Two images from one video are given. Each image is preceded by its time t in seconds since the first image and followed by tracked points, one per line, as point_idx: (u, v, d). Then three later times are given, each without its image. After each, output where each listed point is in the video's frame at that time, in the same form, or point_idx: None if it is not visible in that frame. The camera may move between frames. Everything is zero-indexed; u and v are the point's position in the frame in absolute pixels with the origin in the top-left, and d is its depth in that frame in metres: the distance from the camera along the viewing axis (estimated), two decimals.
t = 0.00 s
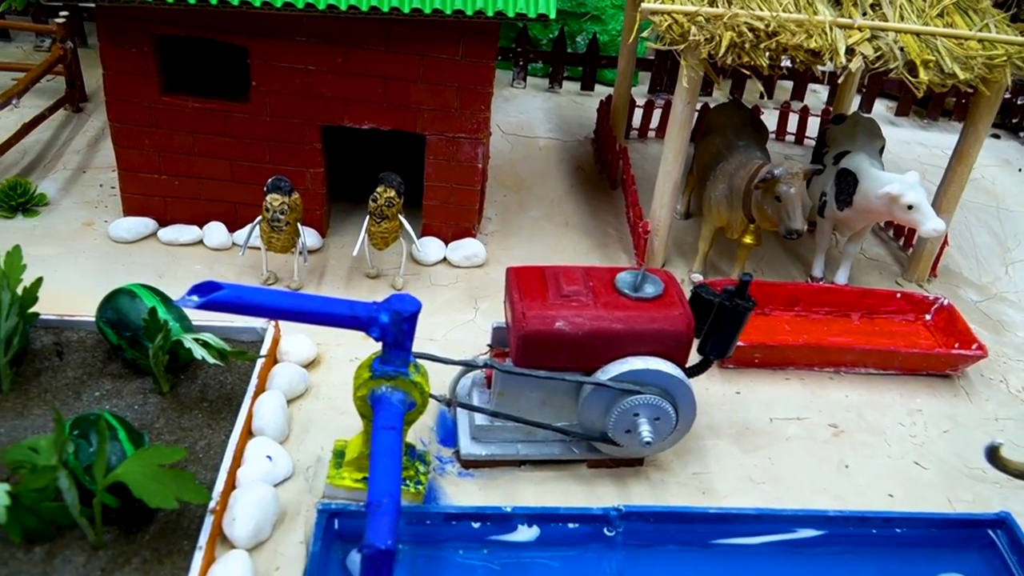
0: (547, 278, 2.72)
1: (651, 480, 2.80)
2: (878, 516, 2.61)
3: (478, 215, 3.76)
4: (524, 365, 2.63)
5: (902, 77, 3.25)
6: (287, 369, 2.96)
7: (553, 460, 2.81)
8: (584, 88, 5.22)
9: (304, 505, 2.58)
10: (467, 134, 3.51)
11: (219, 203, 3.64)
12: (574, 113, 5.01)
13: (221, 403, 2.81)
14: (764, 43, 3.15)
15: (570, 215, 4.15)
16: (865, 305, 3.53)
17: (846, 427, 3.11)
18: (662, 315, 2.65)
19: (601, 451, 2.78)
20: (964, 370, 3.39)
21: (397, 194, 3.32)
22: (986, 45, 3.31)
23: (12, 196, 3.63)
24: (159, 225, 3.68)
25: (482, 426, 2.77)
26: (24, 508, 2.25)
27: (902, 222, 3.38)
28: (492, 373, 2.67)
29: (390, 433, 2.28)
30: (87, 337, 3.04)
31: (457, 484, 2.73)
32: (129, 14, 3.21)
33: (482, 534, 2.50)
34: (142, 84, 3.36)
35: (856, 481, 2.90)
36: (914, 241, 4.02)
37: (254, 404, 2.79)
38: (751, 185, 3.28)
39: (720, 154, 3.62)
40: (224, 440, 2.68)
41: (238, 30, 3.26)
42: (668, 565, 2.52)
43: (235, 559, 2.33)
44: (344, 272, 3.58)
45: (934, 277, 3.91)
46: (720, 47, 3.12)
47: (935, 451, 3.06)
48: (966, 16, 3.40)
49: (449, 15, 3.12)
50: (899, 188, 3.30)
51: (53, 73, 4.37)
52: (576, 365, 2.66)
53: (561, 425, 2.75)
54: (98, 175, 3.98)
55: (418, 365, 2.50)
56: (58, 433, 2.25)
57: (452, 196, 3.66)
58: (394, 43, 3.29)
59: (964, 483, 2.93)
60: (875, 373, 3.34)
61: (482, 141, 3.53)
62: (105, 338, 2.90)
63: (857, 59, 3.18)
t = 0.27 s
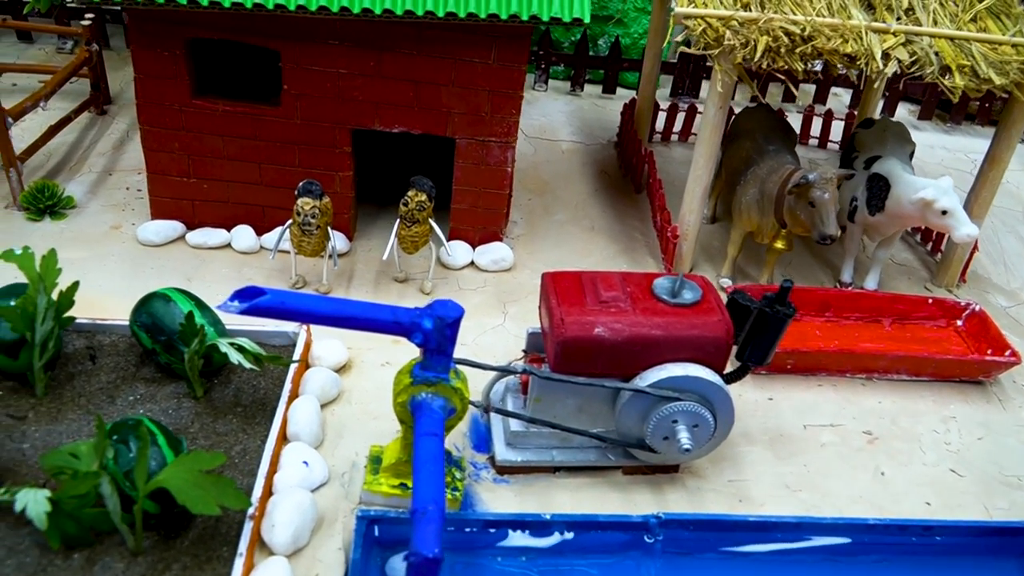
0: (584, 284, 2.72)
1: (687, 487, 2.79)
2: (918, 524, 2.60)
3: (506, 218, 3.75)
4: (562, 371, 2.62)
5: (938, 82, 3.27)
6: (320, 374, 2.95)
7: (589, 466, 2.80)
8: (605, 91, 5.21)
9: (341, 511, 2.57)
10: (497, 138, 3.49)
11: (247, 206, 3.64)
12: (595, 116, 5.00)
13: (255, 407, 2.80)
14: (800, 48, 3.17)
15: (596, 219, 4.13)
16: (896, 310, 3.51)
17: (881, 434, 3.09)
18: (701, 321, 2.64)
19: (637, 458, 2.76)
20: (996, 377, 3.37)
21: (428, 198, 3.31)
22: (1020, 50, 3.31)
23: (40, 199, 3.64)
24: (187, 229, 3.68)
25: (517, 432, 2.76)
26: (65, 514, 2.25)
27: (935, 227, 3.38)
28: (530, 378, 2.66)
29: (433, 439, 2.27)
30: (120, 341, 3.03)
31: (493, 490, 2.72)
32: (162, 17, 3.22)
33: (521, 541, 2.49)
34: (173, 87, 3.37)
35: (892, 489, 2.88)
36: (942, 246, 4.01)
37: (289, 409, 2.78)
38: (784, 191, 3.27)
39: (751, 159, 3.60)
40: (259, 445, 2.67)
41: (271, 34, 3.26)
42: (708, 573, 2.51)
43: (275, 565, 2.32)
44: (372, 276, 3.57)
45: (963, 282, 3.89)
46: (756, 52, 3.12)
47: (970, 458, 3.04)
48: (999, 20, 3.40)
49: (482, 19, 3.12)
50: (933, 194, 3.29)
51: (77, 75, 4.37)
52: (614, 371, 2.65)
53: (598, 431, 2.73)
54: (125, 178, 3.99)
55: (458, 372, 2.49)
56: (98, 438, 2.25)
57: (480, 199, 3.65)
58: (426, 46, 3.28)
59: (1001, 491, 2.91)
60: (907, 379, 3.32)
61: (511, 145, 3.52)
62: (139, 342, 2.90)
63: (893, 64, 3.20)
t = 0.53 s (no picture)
0: (618, 289, 2.70)
1: (720, 494, 2.78)
2: (954, 533, 2.58)
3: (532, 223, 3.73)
4: (596, 377, 2.60)
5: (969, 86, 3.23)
6: (350, 379, 2.94)
7: (621, 473, 2.78)
8: (626, 94, 5.20)
9: (376, 517, 2.56)
10: (524, 141, 3.48)
11: (273, 210, 3.64)
12: (616, 119, 4.99)
13: (287, 412, 2.79)
14: (832, 52, 3.14)
15: (620, 224, 4.12)
16: (925, 317, 3.49)
17: (912, 442, 3.07)
18: (737, 327, 2.62)
19: (670, 465, 2.75)
20: None
21: (456, 201, 3.29)
22: None
23: (66, 201, 3.63)
24: (212, 232, 3.68)
25: (550, 438, 2.75)
26: (102, 519, 2.24)
27: (965, 234, 3.36)
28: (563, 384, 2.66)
29: (470, 446, 2.25)
30: (149, 344, 3.03)
31: (526, 497, 2.71)
32: (190, 19, 3.20)
33: (557, 549, 2.47)
34: (200, 89, 3.36)
35: (925, 497, 2.86)
36: (968, 252, 4.00)
37: (321, 414, 2.78)
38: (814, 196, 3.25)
39: (780, 166, 3.59)
40: (292, 451, 2.66)
41: (299, 36, 3.25)
42: None
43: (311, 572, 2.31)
44: (398, 280, 3.57)
45: (990, 289, 3.86)
46: (788, 55, 3.10)
47: (1002, 466, 3.02)
48: None
49: (512, 22, 3.09)
50: (964, 200, 3.28)
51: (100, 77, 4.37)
52: (648, 378, 2.64)
53: (631, 438, 2.72)
54: (149, 180, 3.98)
55: (494, 378, 2.47)
56: (134, 443, 2.23)
57: (507, 203, 3.63)
58: (454, 49, 3.26)
59: None
60: (937, 387, 3.31)
61: (539, 148, 3.50)
62: (169, 345, 2.89)
63: (924, 68, 3.18)
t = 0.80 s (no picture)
0: (652, 296, 2.68)
1: (754, 501, 2.77)
2: (991, 541, 2.58)
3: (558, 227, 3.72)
4: (630, 385, 2.59)
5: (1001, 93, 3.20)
6: (381, 384, 2.94)
7: (655, 480, 2.78)
8: (646, 97, 5.18)
9: (411, 523, 2.56)
10: (551, 146, 3.46)
11: (300, 213, 3.63)
12: (637, 122, 4.97)
13: (319, 416, 2.78)
14: (864, 58, 3.11)
15: (644, 228, 4.11)
16: (955, 323, 3.47)
17: (945, 449, 3.06)
18: (772, 335, 2.60)
19: (704, 471, 2.74)
20: None
21: (484, 206, 3.28)
22: None
23: (92, 204, 3.63)
24: (238, 235, 3.68)
25: (583, 445, 2.74)
26: (140, 525, 2.23)
27: (995, 240, 3.35)
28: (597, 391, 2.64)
29: (509, 454, 2.23)
30: (180, 349, 3.03)
31: (560, 503, 2.70)
32: (218, 23, 3.19)
33: (594, 556, 2.47)
34: (228, 93, 3.35)
35: (960, 504, 2.85)
36: (994, 258, 3.99)
37: (353, 420, 2.77)
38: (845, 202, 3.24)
39: (808, 172, 3.59)
40: (325, 456, 2.66)
41: (327, 40, 3.23)
42: None
43: None
44: (425, 284, 3.56)
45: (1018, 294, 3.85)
46: (820, 60, 3.08)
47: None
48: None
49: (542, 27, 3.07)
50: (995, 207, 3.27)
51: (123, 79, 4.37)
52: (683, 385, 2.62)
53: (665, 445, 2.71)
54: (173, 183, 3.98)
55: (530, 385, 2.46)
56: (172, 449, 2.22)
57: (533, 208, 3.62)
58: (483, 53, 3.25)
59: None
60: (968, 394, 3.32)
61: (566, 153, 3.48)
62: (200, 350, 2.89)
63: (957, 74, 3.15)
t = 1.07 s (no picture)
0: (692, 302, 2.68)
1: (792, 508, 2.77)
2: None
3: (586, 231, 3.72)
4: (671, 391, 2.58)
5: None
6: (416, 389, 2.93)
7: (692, 486, 2.77)
8: (669, 100, 5.17)
9: (451, 529, 2.56)
10: (583, 150, 3.45)
11: (329, 217, 3.63)
12: (660, 125, 4.96)
13: (356, 422, 2.78)
14: (900, 63, 3.12)
15: (671, 231, 4.10)
16: (987, 329, 3.45)
17: (980, 456, 3.06)
18: (813, 341, 2.59)
19: (742, 478, 2.73)
20: None
21: (516, 211, 3.28)
22: None
23: (121, 206, 3.63)
24: (268, 238, 3.68)
25: (620, 451, 2.73)
26: (184, 531, 2.23)
27: None
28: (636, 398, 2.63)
29: (554, 461, 2.21)
30: (214, 353, 3.03)
31: (598, 510, 2.70)
32: (252, 27, 3.18)
33: (635, 563, 2.46)
34: (260, 96, 3.34)
35: (997, 512, 2.84)
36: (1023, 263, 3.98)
37: (391, 425, 2.77)
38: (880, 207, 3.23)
39: (839, 177, 3.58)
40: (364, 461, 2.65)
41: (360, 44, 3.22)
42: None
43: None
44: (455, 288, 3.56)
45: None
46: (856, 66, 3.07)
47: None
48: None
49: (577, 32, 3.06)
50: None
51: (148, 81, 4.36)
52: (723, 392, 2.62)
53: (703, 452, 2.70)
54: (200, 185, 3.98)
55: (572, 392, 2.45)
56: (216, 455, 2.22)
57: (563, 212, 3.61)
58: (516, 58, 3.24)
59: None
60: (1001, 401, 3.33)
61: (597, 157, 3.47)
62: (236, 354, 2.88)
63: (992, 81, 3.15)
